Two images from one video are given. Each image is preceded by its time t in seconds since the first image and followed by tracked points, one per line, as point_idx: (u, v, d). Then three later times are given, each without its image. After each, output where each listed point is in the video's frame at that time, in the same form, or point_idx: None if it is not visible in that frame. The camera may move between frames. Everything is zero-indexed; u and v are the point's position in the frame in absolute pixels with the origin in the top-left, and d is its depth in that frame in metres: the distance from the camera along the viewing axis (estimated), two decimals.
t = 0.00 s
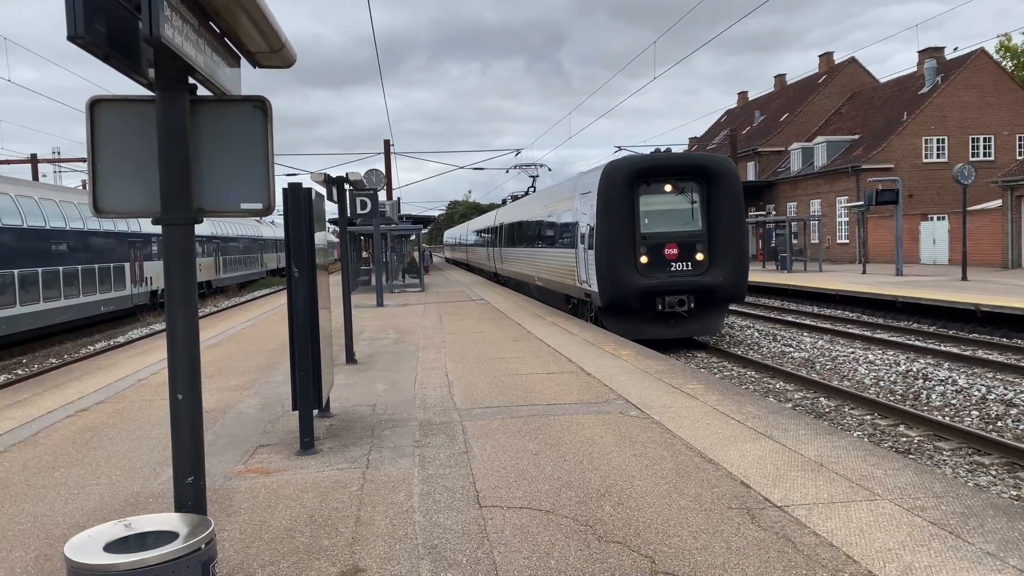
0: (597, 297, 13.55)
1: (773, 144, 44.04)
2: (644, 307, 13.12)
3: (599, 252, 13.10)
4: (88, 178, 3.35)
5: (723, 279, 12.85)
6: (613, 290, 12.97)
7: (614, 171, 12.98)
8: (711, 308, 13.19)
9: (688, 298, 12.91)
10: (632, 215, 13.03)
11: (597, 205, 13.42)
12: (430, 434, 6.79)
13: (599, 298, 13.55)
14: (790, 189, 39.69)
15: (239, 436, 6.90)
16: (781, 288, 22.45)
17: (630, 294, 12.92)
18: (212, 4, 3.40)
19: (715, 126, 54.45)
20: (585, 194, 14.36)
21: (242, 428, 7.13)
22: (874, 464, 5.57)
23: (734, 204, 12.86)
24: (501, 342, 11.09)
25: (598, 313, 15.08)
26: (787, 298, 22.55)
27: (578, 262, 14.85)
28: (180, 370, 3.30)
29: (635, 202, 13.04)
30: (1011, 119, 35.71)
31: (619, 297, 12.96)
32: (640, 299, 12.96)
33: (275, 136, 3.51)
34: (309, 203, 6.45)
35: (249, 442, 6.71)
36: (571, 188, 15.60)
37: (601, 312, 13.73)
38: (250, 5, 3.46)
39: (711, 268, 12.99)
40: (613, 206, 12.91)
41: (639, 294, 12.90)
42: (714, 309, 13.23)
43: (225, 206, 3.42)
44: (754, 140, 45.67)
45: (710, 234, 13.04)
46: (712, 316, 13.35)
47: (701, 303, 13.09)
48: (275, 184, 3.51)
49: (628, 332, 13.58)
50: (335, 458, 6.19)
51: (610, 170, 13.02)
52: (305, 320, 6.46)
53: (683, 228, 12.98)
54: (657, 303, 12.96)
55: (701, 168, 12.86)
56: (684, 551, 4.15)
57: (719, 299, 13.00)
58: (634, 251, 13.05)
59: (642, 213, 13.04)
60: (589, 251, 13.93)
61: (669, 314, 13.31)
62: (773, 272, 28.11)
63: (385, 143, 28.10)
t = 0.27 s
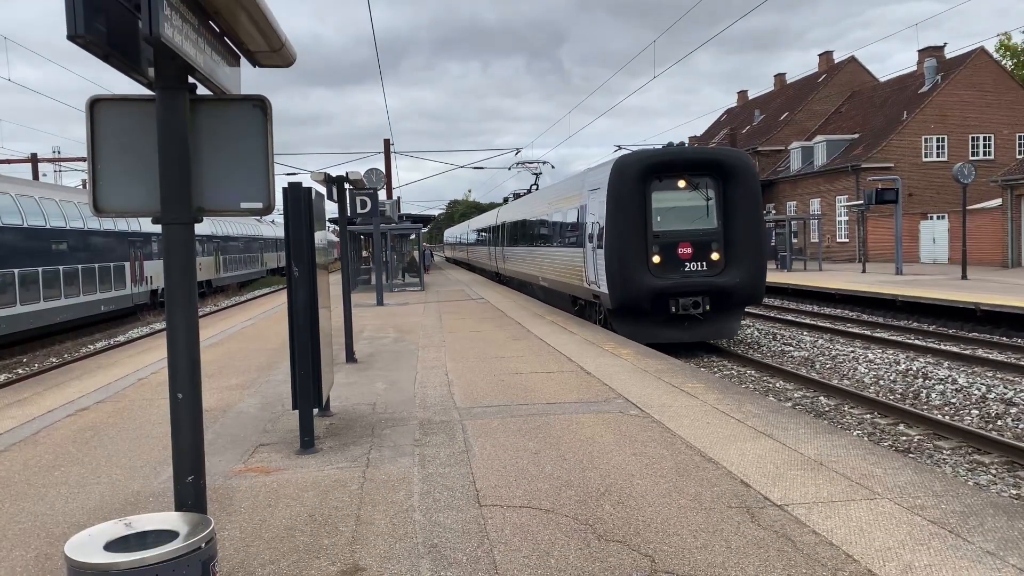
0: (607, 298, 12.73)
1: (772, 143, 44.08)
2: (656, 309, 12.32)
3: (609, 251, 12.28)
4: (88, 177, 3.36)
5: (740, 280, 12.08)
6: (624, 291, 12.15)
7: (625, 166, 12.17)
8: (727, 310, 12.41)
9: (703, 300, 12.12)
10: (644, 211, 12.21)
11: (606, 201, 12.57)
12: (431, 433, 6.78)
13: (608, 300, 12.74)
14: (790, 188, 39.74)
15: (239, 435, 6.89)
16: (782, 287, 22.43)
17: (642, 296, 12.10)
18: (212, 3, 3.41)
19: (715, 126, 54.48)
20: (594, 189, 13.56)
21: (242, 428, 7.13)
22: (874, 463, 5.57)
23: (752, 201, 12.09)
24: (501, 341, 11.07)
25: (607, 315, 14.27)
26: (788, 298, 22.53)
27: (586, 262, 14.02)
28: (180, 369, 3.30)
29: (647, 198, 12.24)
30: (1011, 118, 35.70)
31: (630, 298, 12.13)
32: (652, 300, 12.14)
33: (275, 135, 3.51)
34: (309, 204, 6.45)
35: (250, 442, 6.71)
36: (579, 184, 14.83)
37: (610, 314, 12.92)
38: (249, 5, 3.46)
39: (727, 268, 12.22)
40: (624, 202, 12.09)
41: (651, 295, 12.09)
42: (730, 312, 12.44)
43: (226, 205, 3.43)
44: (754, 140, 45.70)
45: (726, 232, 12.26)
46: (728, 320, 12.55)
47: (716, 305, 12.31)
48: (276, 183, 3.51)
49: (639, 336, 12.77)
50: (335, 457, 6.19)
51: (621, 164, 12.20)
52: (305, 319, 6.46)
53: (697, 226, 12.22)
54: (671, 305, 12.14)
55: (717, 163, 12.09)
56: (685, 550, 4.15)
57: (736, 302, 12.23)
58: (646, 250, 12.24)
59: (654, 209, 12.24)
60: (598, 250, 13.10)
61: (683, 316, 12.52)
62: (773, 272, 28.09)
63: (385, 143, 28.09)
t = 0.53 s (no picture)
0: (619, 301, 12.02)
1: (773, 143, 44.06)
2: (672, 313, 11.64)
3: (622, 251, 11.58)
4: (90, 177, 3.36)
5: (759, 281, 11.44)
6: (638, 293, 11.46)
7: (640, 161, 11.45)
8: (745, 313, 11.78)
9: (722, 302, 11.47)
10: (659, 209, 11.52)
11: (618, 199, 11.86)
12: (432, 433, 6.77)
13: (620, 303, 12.03)
14: (791, 188, 39.71)
15: (239, 435, 6.89)
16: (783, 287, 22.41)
17: (658, 299, 11.39)
18: (212, 3, 3.41)
19: (716, 126, 54.47)
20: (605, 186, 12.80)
21: (243, 428, 7.12)
22: (875, 463, 5.56)
23: (772, 199, 11.47)
24: (502, 341, 11.06)
25: (618, 320, 13.53)
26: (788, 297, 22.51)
27: (596, 263, 13.27)
28: (181, 368, 3.29)
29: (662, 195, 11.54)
30: (1012, 118, 35.68)
31: (645, 301, 11.42)
32: (668, 304, 11.46)
33: (275, 135, 3.50)
34: (309, 204, 6.43)
35: (250, 442, 6.71)
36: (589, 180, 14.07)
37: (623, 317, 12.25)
38: (250, 4, 3.46)
39: (746, 269, 11.58)
40: (639, 201, 11.39)
41: (667, 298, 11.40)
42: (749, 315, 11.80)
43: (226, 205, 3.42)
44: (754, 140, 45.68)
45: (745, 231, 11.61)
46: (746, 323, 11.91)
47: (734, 308, 11.68)
48: (276, 184, 3.51)
49: (653, 340, 12.11)
50: (335, 457, 6.18)
51: (635, 159, 11.49)
52: (306, 319, 6.45)
53: (715, 224, 11.57)
54: (688, 309, 11.46)
55: (736, 158, 11.43)
56: (685, 550, 4.15)
57: (755, 304, 11.58)
58: (661, 250, 11.55)
59: (670, 207, 11.55)
60: (609, 250, 12.37)
61: (699, 319, 11.83)
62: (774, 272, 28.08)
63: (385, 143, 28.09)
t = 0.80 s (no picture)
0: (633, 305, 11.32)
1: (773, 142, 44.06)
2: (689, 317, 10.92)
3: (636, 251, 10.87)
4: (90, 178, 3.36)
5: (783, 284, 10.70)
6: (654, 296, 10.75)
7: (655, 155, 10.72)
8: (768, 317, 11.05)
9: (743, 306, 10.77)
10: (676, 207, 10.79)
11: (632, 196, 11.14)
12: (432, 433, 6.77)
13: (634, 306, 11.36)
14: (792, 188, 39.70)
15: (240, 435, 6.89)
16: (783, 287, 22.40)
17: (675, 303, 10.69)
18: (212, 3, 3.42)
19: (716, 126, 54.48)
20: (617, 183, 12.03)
21: (243, 428, 7.12)
22: (876, 463, 5.56)
23: (797, 196, 10.70)
24: (502, 341, 11.07)
25: (631, 324, 12.82)
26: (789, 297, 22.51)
27: (609, 264, 12.52)
28: (182, 366, 3.29)
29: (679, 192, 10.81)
30: (1012, 118, 35.64)
31: (662, 305, 10.71)
32: (686, 307, 10.74)
33: (276, 135, 3.50)
34: (309, 203, 6.42)
35: (251, 442, 6.71)
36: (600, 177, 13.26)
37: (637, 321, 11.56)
38: (250, 5, 3.46)
39: (769, 271, 10.84)
40: (655, 200, 10.69)
41: (684, 301, 10.69)
42: (772, 319, 11.07)
43: (227, 206, 3.43)
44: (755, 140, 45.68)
45: (768, 230, 10.87)
46: (769, 328, 11.19)
47: (755, 312, 10.95)
48: (276, 184, 3.51)
49: (669, 346, 11.40)
50: (335, 457, 6.18)
51: (650, 154, 10.76)
52: (307, 318, 6.45)
53: (735, 223, 10.85)
54: (706, 313, 10.76)
55: (758, 152, 10.68)
56: (685, 550, 4.15)
57: (778, 308, 10.84)
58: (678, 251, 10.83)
59: (687, 205, 10.83)
60: (623, 251, 11.65)
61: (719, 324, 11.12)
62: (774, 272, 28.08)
63: (385, 142, 28.10)
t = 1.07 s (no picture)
0: (649, 308, 10.49)
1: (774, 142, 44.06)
2: (711, 323, 10.08)
3: (653, 251, 10.06)
4: (92, 179, 3.36)
5: (812, 287, 9.85)
6: (672, 300, 9.93)
7: (674, 148, 9.94)
8: (795, 323, 10.19)
9: (768, 311, 9.91)
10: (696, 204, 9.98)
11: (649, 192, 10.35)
12: (434, 433, 6.77)
13: (651, 310, 10.52)
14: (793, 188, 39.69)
15: (241, 435, 6.89)
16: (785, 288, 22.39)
17: (696, 307, 9.83)
18: (213, 3, 3.42)
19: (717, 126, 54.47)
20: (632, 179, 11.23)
21: (244, 428, 7.13)
22: (877, 463, 5.57)
23: (827, 192, 9.87)
24: (503, 341, 11.08)
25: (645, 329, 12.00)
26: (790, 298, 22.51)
27: (624, 266, 11.66)
28: (182, 366, 3.29)
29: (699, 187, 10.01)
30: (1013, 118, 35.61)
31: (681, 309, 9.88)
32: (707, 313, 9.89)
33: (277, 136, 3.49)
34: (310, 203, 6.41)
35: (252, 442, 6.71)
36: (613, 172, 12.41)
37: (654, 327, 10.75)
38: (252, 5, 3.46)
39: (796, 273, 9.99)
40: (673, 196, 9.90)
41: (706, 306, 9.84)
42: (799, 326, 10.21)
43: (227, 206, 3.43)
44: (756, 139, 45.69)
45: (796, 230, 10.03)
46: (796, 336, 10.33)
47: (782, 318, 10.09)
48: (277, 184, 3.51)
49: (687, 355, 10.58)
50: (336, 458, 6.18)
51: (668, 147, 9.98)
52: (308, 319, 6.44)
53: (759, 221, 10.02)
54: (728, 317, 9.90)
55: (785, 145, 9.87)
56: (686, 551, 4.16)
57: (807, 314, 9.98)
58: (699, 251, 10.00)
59: (708, 202, 10.01)
60: (639, 251, 10.82)
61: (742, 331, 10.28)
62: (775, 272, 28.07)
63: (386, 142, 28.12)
